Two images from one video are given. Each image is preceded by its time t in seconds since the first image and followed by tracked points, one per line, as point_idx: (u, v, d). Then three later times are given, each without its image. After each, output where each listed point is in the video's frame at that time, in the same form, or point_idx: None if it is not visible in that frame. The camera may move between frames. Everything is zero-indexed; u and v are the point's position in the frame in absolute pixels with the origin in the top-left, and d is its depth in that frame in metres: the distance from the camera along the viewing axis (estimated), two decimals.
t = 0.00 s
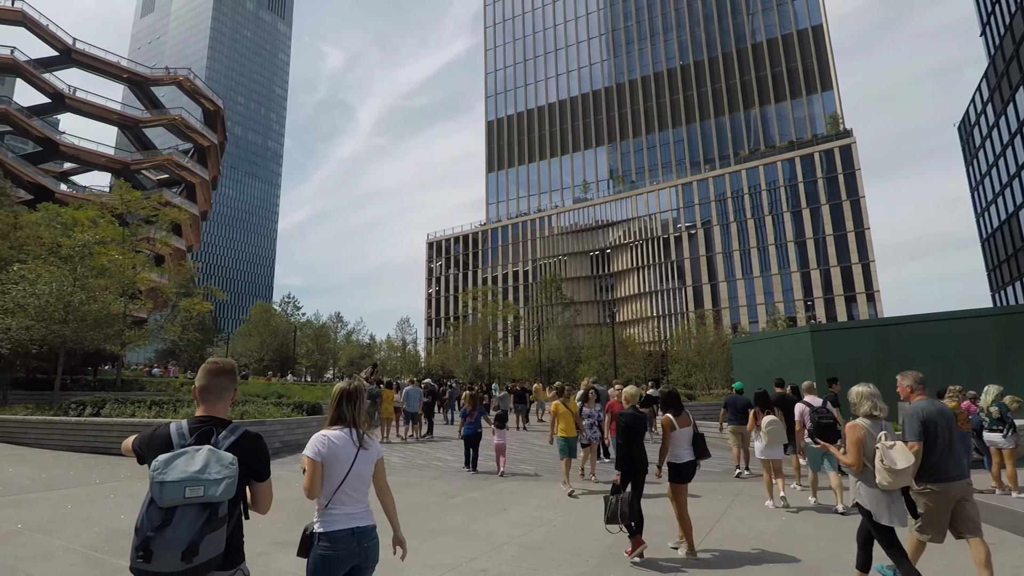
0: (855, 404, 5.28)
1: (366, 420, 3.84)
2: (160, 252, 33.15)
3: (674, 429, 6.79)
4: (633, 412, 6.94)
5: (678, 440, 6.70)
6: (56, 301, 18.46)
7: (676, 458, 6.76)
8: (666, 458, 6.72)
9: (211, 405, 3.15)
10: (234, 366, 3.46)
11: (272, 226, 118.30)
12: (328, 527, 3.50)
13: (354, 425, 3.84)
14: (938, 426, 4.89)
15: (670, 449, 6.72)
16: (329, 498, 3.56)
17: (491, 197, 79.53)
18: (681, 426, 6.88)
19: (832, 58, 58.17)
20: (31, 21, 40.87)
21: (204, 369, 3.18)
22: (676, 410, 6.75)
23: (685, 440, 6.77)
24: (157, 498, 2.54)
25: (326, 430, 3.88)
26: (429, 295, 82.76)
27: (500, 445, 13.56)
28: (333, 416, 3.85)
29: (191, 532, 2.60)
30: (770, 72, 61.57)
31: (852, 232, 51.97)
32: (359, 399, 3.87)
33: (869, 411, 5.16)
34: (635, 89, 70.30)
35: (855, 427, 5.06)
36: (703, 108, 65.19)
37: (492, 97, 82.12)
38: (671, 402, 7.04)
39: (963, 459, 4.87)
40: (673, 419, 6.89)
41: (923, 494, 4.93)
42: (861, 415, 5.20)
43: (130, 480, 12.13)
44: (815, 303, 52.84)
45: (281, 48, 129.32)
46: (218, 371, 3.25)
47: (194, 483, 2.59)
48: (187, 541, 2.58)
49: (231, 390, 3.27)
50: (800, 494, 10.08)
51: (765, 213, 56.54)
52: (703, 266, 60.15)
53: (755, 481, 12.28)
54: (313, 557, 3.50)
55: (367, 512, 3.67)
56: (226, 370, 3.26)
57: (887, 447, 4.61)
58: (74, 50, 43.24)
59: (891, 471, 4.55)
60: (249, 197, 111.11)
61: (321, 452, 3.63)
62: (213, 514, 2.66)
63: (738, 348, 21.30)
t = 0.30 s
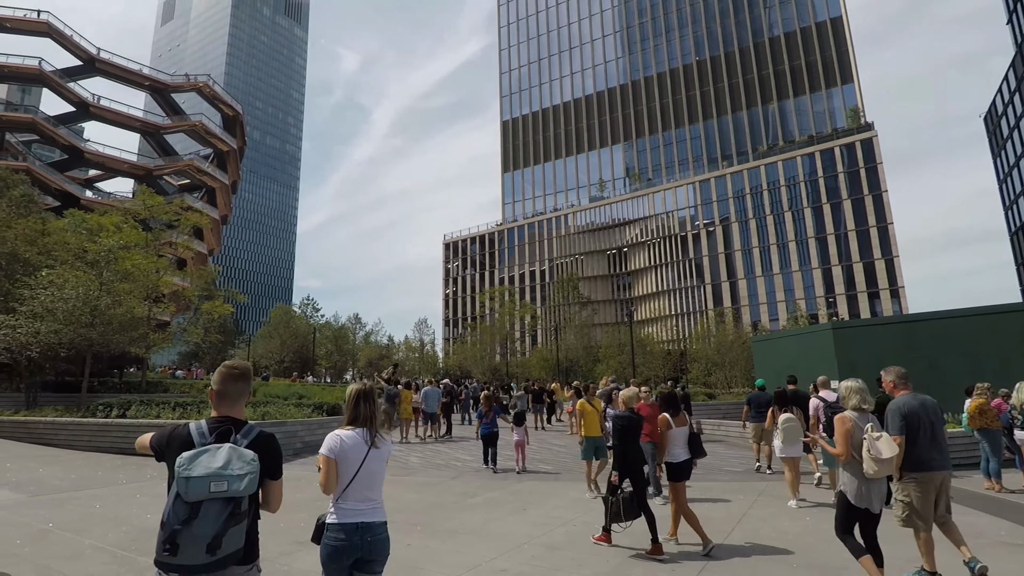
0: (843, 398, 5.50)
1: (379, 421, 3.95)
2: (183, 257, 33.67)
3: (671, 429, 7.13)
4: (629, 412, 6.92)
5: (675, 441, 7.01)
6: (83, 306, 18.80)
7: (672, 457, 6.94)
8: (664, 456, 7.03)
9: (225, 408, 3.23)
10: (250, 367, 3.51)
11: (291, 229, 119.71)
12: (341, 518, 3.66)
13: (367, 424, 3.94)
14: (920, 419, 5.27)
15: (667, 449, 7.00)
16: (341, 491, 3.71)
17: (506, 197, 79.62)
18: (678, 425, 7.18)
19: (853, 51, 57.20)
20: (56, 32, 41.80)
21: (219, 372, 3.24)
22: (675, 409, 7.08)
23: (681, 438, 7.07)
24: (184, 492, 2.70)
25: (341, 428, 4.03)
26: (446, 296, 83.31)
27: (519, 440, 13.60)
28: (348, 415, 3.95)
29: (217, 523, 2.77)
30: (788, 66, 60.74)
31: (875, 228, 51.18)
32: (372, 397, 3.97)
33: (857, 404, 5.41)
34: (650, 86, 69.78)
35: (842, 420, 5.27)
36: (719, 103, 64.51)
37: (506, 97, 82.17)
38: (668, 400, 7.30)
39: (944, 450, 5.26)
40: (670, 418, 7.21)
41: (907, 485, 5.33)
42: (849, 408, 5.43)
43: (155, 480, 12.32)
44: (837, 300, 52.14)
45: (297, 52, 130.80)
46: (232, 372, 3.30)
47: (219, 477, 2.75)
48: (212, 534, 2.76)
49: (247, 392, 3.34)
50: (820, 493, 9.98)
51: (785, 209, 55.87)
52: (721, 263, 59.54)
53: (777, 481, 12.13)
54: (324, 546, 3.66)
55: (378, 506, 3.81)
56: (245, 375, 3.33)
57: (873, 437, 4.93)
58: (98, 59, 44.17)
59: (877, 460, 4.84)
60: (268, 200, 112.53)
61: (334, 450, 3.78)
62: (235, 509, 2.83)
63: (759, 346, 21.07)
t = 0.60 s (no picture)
0: (833, 401, 5.49)
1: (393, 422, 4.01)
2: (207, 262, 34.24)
3: (672, 428, 7.11)
4: (627, 412, 7.21)
5: (675, 438, 7.06)
6: (111, 312, 19.22)
7: (672, 455, 7.06)
8: (664, 454, 7.06)
9: (255, 409, 3.25)
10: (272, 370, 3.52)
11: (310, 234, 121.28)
12: (357, 515, 3.75)
13: (381, 426, 3.99)
14: (912, 420, 5.48)
15: (667, 447, 7.06)
16: (358, 491, 3.78)
17: (524, 199, 79.69)
18: (679, 425, 7.19)
19: (875, 46, 56.23)
20: (84, 44, 42.82)
21: (251, 376, 3.29)
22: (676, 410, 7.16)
23: (682, 438, 7.11)
24: (225, 488, 2.75)
25: (354, 429, 4.03)
26: (465, 298, 83.73)
27: (539, 443, 13.74)
28: (363, 417, 3.96)
29: (255, 518, 2.83)
30: (809, 62, 59.92)
31: (900, 226, 50.24)
32: (386, 399, 3.99)
33: (847, 408, 5.38)
34: (668, 86, 69.30)
35: (833, 424, 5.30)
36: (739, 102, 63.84)
37: (523, 99, 82.33)
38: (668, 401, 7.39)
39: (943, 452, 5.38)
40: (671, 418, 7.22)
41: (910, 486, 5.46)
42: (839, 411, 5.42)
43: (182, 482, 12.53)
44: (862, 300, 51.26)
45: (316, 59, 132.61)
46: (262, 376, 3.32)
47: (258, 475, 2.80)
48: (248, 530, 2.81)
49: (275, 395, 3.33)
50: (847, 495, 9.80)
51: (807, 208, 55.14)
52: (742, 264, 58.94)
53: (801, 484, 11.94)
54: (341, 541, 3.76)
55: (391, 504, 3.91)
56: (272, 380, 3.32)
57: (862, 438, 4.95)
58: (124, 70, 45.15)
59: (867, 460, 4.88)
60: (288, 206, 114.19)
61: (352, 452, 3.80)
62: (271, 506, 2.90)
63: (781, 347, 20.78)
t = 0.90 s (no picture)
0: (826, 401, 5.86)
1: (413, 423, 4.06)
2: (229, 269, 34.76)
3: (668, 431, 7.26)
4: (629, 415, 7.20)
5: (671, 442, 7.19)
6: (137, 318, 19.62)
7: (669, 456, 7.23)
8: (660, 457, 7.23)
9: (286, 410, 3.28)
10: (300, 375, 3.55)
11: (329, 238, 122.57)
12: (377, 514, 3.76)
13: (400, 427, 4.02)
14: (918, 419, 5.78)
15: (664, 449, 7.23)
16: (382, 491, 3.80)
17: (541, 202, 79.68)
18: (676, 428, 7.32)
19: (898, 42, 55.20)
20: (109, 56, 43.78)
21: (281, 381, 3.30)
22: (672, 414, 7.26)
23: (679, 440, 7.25)
24: (262, 485, 2.77)
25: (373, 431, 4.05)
26: (482, 301, 84.03)
27: (559, 445, 13.74)
28: (381, 419, 4.01)
29: (289, 512, 2.87)
30: (829, 60, 59.02)
31: (926, 225, 49.24)
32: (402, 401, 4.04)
33: (839, 407, 5.74)
34: (685, 86, 68.72)
35: (824, 422, 5.64)
36: (758, 102, 63.04)
37: (539, 102, 82.38)
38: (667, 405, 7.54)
39: (942, 451, 5.72)
40: (667, 421, 7.35)
41: (906, 480, 5.80)
42: (831, 411, 5.78)
43: (206, 485, 12.71)
44: (887, 301, 50.32)
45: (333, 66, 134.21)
46: (291, 381, 3.33)
47: (291, 473, 2.83)
48: (282, 521, 2.86)
49: (303, 398, 3.36)
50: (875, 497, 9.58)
51: (829, 208, 54.33)
52: (763, 265, 58.27)
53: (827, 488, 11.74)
54: (364, 541, 3.76)
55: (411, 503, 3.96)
56: (300, 384, 3.34)
57: (851, 436, 5.29)
58: (147, 80, 46.06)
59: (855, 457, 5.21)
60: (307, 211, 115.66)
61: (375, 453, 3.82)
62: (304, 501, 2.94)
63: (804, 347, 20.47)
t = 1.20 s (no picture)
0: (831, 405, 5.93)
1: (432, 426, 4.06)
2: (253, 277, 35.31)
3: (671, 431, 7.37)
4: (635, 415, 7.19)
5: (675, 441, 7.28)
6: (162, 325, 20.01)
7: (673, 456, 7.25)
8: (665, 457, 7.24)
9: (309, 413, 3.31)
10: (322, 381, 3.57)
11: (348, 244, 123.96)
12: (398, 516, 3.76)
13: (419, 430, 4.04)
14: (926, 423, 5.77)
15: (668, 448, 7.30)
16: (403, 493, 3.81)
17: (559, 205, 79.65)
18: (679, 428, 7.40)
19: (923, 35, 54.07)
20: (135, 70, 44.91)
21: (303, 388, 3.33)
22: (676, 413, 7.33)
23: (682, 441, 7.32)
24: (289, 482, 2.80)
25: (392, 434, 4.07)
26: (502, 305, 84.29)
27: (580, 448, 13.71)
28: (400, 422, 4.03)
29: (312, 511, 2.89)
30: (852, 55, 57.99)
31: (955, 222, 48.13)
32: (421, 404, 4.05)
33: (843, 410, 5.83)
34: (703, 86, 68.02)
35: (829, 425, 5.70)
36: (778, 100, 62.16)
37: (555, 105, 82.44)
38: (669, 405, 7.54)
39: (951, 453, 5.69)
40: (670, 422, 7.45)
41: (915, 483, 5.77)
42: (836, 414, 5.86)
43: (232, 489, 12.90)
44: (915, 301, 49.22)
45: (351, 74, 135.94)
46: (312, 388, 3.34)
47: (315, 473, 2.84)
48: (307, 518, 2.89)
49: (325, 403, 3.38)
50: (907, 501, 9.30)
51: (854, 206, 53.39)
52: (785, 265, 57.49)
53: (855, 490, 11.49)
54: (386, 543, 3.76)
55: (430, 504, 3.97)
56: (320, 391, 3.34)
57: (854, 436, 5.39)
58: (171, 93, 47.12)
59: (859, 457, 5.26)
60: (327, 217, 117.19)
61: (395, 455, 3.84)
62: (327, 500, 2.96)
63: (830, 349, 20.10)
